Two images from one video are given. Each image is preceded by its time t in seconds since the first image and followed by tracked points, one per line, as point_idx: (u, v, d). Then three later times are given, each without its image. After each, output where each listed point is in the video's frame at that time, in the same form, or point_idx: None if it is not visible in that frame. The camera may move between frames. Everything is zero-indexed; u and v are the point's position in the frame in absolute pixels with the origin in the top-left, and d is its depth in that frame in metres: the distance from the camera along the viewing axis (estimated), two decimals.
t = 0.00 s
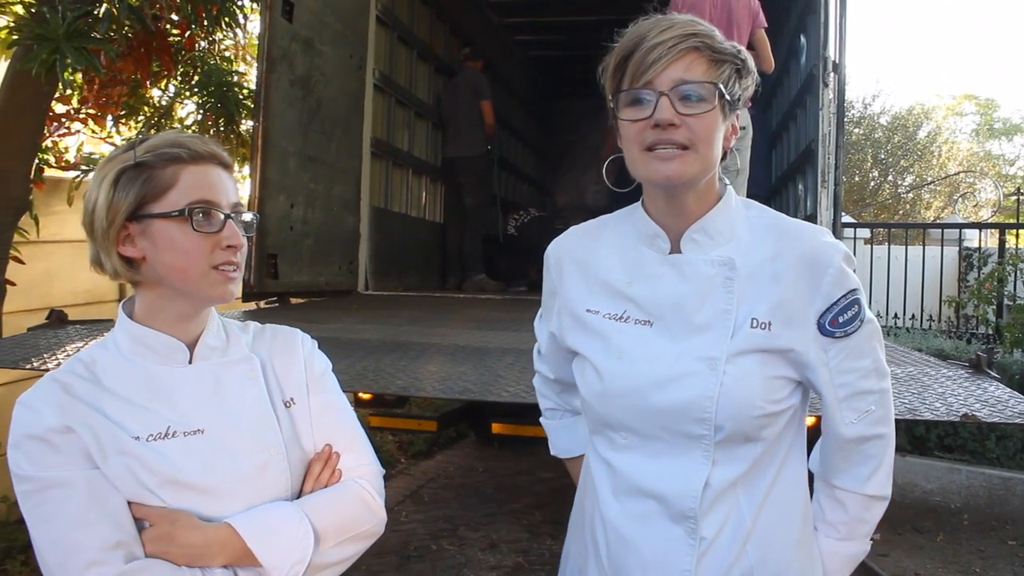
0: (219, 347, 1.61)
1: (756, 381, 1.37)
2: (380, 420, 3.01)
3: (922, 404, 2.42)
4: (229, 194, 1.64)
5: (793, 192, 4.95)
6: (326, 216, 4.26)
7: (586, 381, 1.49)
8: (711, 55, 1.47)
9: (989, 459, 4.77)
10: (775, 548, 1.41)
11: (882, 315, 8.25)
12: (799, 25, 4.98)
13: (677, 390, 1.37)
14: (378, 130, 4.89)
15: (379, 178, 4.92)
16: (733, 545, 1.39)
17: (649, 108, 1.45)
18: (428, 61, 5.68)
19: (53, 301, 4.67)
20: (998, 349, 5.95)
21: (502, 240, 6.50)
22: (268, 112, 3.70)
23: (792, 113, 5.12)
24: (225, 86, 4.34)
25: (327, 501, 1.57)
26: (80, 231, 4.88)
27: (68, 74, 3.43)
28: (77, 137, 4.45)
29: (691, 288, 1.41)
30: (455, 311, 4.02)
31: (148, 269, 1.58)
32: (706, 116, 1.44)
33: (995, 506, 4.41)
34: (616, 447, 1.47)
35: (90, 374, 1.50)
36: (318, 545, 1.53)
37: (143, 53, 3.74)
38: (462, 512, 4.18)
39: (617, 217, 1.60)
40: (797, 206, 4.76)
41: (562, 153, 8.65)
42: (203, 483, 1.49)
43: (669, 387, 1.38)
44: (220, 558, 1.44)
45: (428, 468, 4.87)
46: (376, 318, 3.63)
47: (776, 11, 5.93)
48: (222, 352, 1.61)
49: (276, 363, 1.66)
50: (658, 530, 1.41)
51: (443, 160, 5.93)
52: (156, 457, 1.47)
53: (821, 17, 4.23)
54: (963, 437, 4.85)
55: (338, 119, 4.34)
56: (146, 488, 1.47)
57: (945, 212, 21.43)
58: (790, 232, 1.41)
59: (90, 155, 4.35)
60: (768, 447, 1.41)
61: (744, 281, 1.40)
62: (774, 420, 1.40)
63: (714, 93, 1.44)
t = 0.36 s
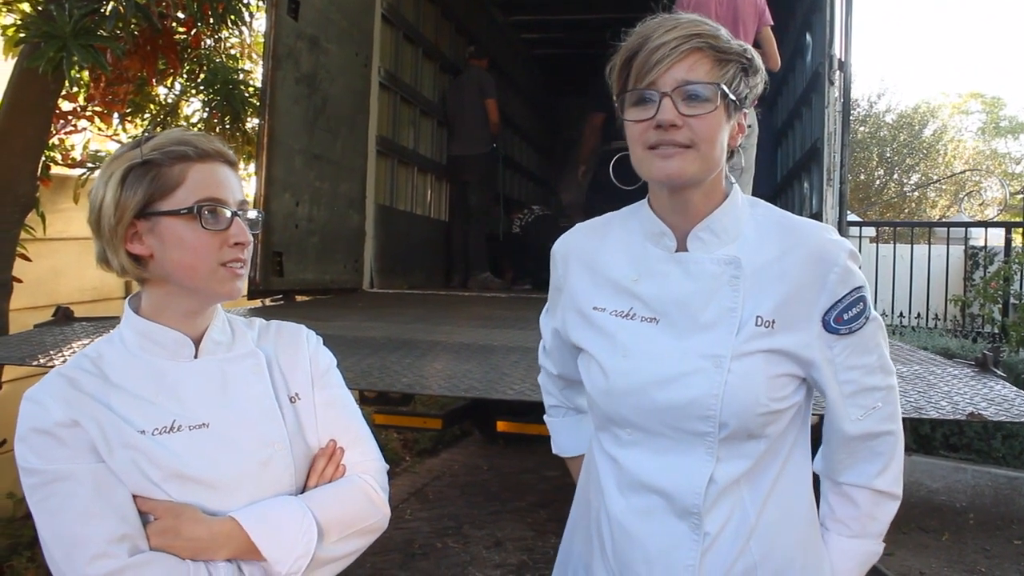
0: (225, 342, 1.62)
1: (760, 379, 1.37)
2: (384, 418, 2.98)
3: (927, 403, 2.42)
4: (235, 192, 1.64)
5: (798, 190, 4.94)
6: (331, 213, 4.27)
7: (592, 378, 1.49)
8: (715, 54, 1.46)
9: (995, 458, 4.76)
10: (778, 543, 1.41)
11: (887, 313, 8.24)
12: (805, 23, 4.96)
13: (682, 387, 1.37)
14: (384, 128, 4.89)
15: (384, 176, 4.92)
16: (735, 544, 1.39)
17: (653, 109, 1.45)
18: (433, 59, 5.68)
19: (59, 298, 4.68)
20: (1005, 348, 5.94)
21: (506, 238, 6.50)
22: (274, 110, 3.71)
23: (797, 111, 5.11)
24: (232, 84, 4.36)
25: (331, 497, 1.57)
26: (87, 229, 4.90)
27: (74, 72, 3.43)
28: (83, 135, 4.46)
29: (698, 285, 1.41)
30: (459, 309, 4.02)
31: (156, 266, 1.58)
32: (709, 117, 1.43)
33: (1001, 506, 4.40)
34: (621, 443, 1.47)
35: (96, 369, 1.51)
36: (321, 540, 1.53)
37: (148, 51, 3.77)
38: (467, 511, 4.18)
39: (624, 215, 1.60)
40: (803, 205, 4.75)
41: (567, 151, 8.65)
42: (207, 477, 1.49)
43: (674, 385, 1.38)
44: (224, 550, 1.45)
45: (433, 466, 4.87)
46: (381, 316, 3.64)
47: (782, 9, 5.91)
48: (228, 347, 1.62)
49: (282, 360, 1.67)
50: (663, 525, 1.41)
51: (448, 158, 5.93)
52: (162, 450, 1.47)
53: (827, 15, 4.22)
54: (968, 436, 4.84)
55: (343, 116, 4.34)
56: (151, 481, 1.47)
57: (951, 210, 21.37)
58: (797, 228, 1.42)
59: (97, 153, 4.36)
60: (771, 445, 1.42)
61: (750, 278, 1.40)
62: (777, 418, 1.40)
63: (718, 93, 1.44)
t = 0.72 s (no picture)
0: (235, 341, 1.62)
1: (765, 374, 1.36)
2: (389, 416, 2.97)
3: (933, 400, 2.41)
4: (243, 190, 1.64)
5: (802, 187, 4.92)
6: (335, 212, 4.27)
7: (599, 371, 1.49)
8: (720, 61, 1.45)
9: (1000, 456, 4.76)
10: (781, 539, 1.42)
11: (892, 311, 8.23)
12: (809, 20, 4.95)
13: (687, 381, 1.37)
14: (387, 126, 4.89)
15: (387, 174, 4.92)
16: (740, 534, 1.40)
17: (658, 122, 1.45)
18: (436, 57, 5.68)
19: (63, 298, 4.69)
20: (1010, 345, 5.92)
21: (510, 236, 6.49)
22: (277, 108, 3.71)
23: (801, 108, 5.10)
24: (236, 83, 4.34)
25: (337, 496, 1.57)
26: (92, 228, 4.90)
27: (79, 71, 3.42)
28: (87, 134, 4.46)
29: (704, 281, 1.40)
30: (463, 307, 4.02)
31: (166, 264, 1.59)
32: (715, 129, 1.43)
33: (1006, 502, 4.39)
34: (626, 437, 1.47)
35: (105, 367, 1.51)
36: (326, 538, 1.53)
37: (153, 50, 3.76)
38: (471, 509, 4.18)
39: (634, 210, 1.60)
40: (807, 202, 4.74)
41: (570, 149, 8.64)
42: (213, 474, 1.50)
43: (679, 379, 1.38)
44: (228, 548, 1.45)
45: (437, 464, 4.87)
46: (385, 314, 3.64)
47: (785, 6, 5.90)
48: (238, 346, 1.61)
49: (289, 357, 1.67)
50: (668, 520, 1.42)
51: (451, 157, 5.93)
52: (168, 448, 1.48)
53: (830, 13, 4.21)
54: (973, 433, 4.83)
55: (347, 114, 4.34)
56: (158, 479, 1.48)
57: (955, 207, 21.33)
58: (806, 225, 1.41)
59: (101, 152, 4.37)
60: (776, 440, 1.41)
61: (757, 274, 1.39)
62: (783, 413, 1.40)
63: (724, 103, 1.43)
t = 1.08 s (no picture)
0: (245, 341, 1.64)
1: (782, 380, 1.36)
2: (392, 414, 2.97)
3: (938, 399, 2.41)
4: (253, 186, 1.66)
5: (806, 186, 4.92)
6: (339, 210, 4.27)
7: (619, 371, 1.53)
8: (757, 38, 1.46)
9: (1004, 455, 4.75)
10: (798, 559, 1.40)
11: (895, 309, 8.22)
12: (813, 20, 4.94)
13: (698, 384, 1.39)
14: (391, 124, 4.89)
15: (391, 172, 4.92)
16: (752, 550, 1.40)
17: (688, 90, 1.45)
18: (440, 55, 5.68)
19: (67, 295, 4.69)
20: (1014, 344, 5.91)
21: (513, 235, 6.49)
22: (281, 106, 3.71)
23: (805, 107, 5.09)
24: (239, 80, 4.35)
25: (350, 495, 1.58)
26: (95, 225, 4.91)
27: (84, 69, 3.42)
28: (91, 131, 4.47)
29: (726, 280, 1.42)
30: (466, 305, 4.02)
31: (176, 261, 1.60)
32: (746, 100, 1.42)
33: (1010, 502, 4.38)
34: (644, 440, 1.50)
35: (117, 365, 1.53)
36: (340, 538, 1.55)
37: (157, 47, 3.77)
38: (474, 507, 4.18)
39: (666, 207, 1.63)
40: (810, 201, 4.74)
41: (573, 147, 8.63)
42: (225, 473, 1.51)
43: (691, 381, 1.40)
44: (243, 548, 1.47)
45: (440, 462, 4.87)
46: (389, 312, 3.64)
47: (790, 5, 5.89)
48: (249, 345, 1.64)
49: (301, 358, 1.68)
50: (676, 528, 1.44)
51: (454, 155, 5.93)
52: (181, 446, 1.49)
53: (835, 12, 4.20)
54: (976, 432, 4.82)
55: (350, 112, 4.34)
56: (172, 478, 1.50)
57: (959, 206, 21.29)
58: (840, 222, 1.41)
59: (105, 150, 4.37)
60: (797, 452, 1.40)
61: (780, 274, 1.39)
62: (804, 425, 1.39)
63: (758, 75, 1.43)
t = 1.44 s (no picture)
0: (252, 349, 1.64)
1: (804, 397, 1.37)
2: (396, 419, 2.96)
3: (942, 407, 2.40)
4: (260, 193, 1.66)
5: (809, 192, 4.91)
6: (341, 214, 4.27)
7: (641, 382, 1.55)
8: (759, 34, 1.45)
9: (1006, 462, 4.74)
10: None
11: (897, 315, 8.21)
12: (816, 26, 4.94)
13: (716, 399, 1.41)
14: (393, 128, 4.89)
15: (393, 177, 4.92)
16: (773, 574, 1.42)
17: (688, 96, 1.48)
18: (443, 59, 5.68)
19: (69, 298, 4.69)
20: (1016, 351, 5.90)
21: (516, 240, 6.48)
22: (283, 111, 3.70)
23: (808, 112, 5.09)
24: (241, 85, 4.35)
25: (353, 503, 1.58)
26: (97, 228, 4.91)
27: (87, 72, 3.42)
28: (93, 135, 4.47)
29: (752, 291, 1.43)
30: (468, 310, 4.02)
31: (183, 269, 1.60)
32: (743, 101, 1.43)
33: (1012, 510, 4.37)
34: (662, 455, 1.53)
35: (124, 373, 1.54)
36: (349, 547, 1.55)
37: (160, 51, 3.77)
38: (476, 512, 4.18)
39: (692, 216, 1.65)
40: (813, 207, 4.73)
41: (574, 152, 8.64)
42: (234, 482, 1.51)
43: (710, 396, 1.42)
44: (254, 557, 1.46)
45: (440, 467, 4.87)
46: (390, 317, 3.64)
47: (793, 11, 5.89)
48: (255, 353, 1.63)
49: (308, 366, 1.69)
50: (693, 550, 1.46)
51: (457, 159, 5.93)
52: (189, 455, 1.50)
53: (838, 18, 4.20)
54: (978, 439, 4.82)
55: (353, 117, 4.34)
56: (180, 487, 1.50)
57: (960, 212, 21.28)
58: (872, 230, 1.41)
59: (107, 153, 4.38)
60: (819, 474, 1.41)
61: (807, 284, 1.40)
62: (830, 446, 1.39)
63: (757, 74, 1.43)
